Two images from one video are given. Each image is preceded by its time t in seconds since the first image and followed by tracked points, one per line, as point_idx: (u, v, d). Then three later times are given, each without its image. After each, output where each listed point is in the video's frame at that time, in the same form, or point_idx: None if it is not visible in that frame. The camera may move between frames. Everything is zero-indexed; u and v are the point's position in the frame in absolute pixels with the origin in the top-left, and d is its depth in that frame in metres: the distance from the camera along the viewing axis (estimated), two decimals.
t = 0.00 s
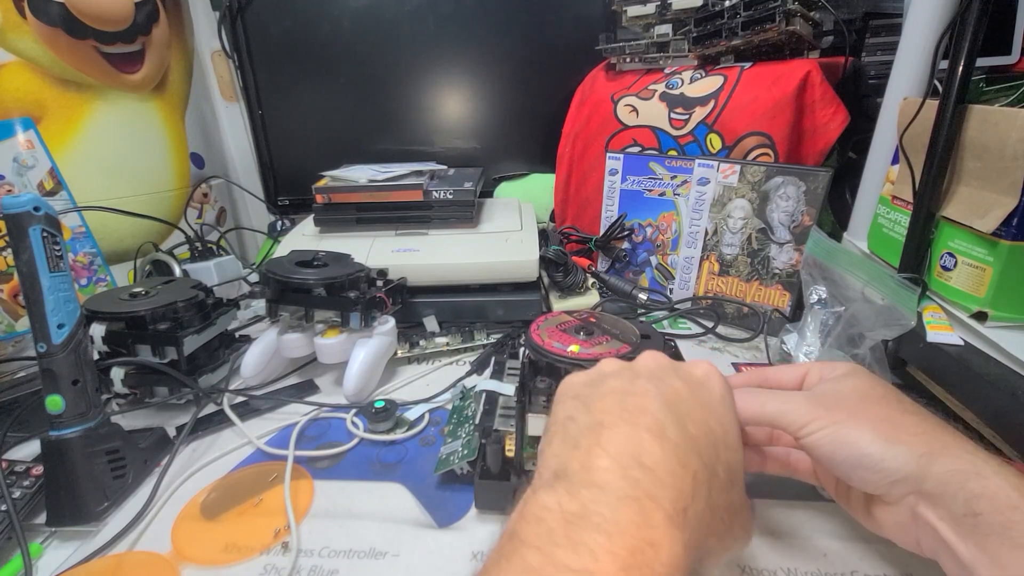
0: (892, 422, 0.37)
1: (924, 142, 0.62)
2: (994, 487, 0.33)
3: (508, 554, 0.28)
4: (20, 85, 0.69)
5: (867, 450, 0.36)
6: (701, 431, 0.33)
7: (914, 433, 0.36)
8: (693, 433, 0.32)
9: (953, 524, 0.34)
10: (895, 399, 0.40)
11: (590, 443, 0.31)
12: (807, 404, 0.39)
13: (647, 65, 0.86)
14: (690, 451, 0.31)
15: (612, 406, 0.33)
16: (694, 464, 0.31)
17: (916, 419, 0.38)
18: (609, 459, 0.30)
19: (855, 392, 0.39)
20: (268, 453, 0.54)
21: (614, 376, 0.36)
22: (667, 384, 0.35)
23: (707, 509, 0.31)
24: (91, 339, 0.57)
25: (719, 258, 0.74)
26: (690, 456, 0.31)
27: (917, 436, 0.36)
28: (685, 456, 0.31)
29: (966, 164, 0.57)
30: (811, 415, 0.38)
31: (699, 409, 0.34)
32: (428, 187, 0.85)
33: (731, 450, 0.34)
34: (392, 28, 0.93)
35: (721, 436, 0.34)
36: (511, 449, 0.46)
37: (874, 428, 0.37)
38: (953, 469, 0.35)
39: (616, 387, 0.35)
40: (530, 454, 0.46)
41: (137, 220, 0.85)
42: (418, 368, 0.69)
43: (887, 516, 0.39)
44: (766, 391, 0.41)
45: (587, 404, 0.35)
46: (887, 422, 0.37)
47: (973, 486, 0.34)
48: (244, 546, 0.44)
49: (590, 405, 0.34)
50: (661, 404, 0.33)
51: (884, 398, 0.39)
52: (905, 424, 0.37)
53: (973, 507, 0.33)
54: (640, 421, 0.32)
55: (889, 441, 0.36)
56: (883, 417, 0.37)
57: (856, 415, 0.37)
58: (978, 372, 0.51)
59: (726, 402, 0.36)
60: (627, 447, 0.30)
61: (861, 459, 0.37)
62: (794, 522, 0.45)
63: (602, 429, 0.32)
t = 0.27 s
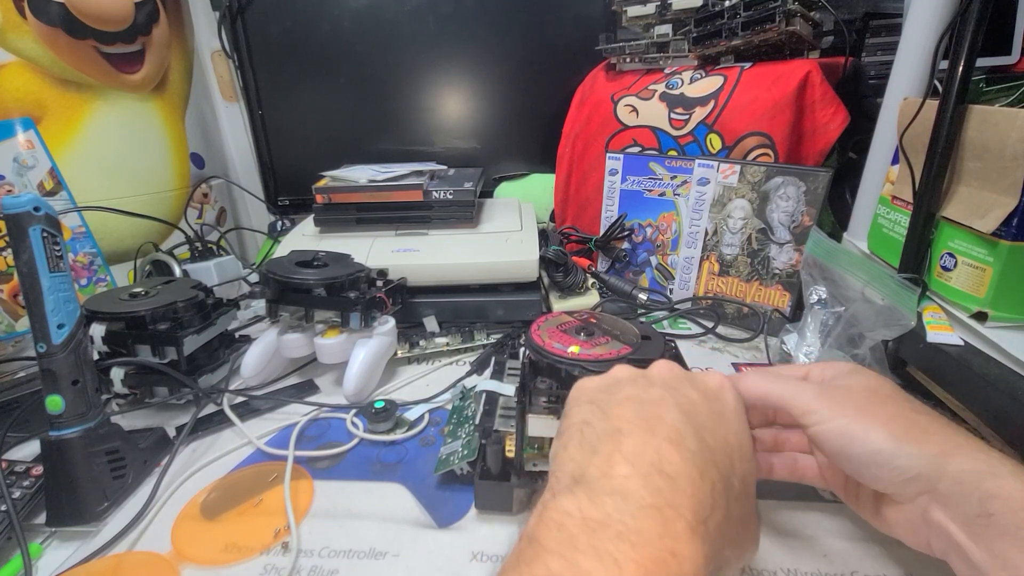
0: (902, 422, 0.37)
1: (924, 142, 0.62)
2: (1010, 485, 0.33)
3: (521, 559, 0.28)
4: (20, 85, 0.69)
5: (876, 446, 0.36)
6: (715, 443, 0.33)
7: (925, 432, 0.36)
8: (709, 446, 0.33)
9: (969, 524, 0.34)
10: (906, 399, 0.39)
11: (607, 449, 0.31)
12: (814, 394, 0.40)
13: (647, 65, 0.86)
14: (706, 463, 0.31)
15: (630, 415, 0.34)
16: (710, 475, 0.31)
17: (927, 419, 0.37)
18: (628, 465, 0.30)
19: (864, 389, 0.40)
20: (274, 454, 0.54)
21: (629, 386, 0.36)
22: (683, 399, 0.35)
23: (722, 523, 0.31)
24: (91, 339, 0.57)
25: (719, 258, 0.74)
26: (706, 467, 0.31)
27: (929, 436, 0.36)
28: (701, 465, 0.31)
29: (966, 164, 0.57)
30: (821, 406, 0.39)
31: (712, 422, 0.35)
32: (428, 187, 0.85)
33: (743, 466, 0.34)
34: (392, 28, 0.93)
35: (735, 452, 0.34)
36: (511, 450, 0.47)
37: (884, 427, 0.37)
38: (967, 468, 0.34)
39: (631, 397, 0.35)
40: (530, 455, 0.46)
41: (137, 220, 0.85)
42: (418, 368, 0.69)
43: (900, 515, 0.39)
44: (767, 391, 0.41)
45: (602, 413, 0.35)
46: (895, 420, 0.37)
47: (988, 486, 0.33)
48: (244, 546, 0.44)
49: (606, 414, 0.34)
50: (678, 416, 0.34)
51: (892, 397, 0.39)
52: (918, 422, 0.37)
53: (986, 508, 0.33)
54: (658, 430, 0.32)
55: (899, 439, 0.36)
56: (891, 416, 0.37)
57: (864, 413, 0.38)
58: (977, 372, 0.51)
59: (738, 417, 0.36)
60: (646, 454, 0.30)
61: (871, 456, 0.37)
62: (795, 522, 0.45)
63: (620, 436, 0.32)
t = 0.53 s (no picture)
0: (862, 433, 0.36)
1: (924, 142, 0.62)
2: (954, 502, 0.33)
3: (509, 554, 0.28)
4: (20, 85, 0.69)
5: (851, 452, 0.35)
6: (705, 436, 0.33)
7: (880, 444, 0.35)
8: (698, 438, 0.32)
9: (916, 535, 0.35)
10: (874, 405, 0.38)
11: (597, 442, 0.32)
12: (778, 400, 0.39)
13: (647, 65, 0.86)
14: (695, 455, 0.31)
15: (624, 409, 0.33)
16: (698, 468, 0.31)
17: (891, 428, 0.37)
18: (616, 458, 0.30)
19: (837, 395, 0.38)
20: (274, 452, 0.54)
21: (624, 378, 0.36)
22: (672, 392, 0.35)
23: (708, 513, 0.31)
24: (91, 339, 0.57)
25: (719, 258, 0.74)
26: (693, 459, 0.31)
27: (885, 447, 0.35)
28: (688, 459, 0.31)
29: (966, 164, 0.57)
30: (782, 413, 0.38)
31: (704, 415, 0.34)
32: (428, 187, 0.85)
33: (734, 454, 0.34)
34: (392, 28, 0.93)
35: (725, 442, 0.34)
36: (511, 450, 0.47)
37: (840, 438, 0.36)
38: (915, 483, 0.34)
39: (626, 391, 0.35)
40: (530, 455, 0.46)
41: (137, 220, 0.85)
42: (418, 368, 0.69)
43: (872, 520, 0.39)
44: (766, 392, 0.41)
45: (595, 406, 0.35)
46: (854, 430, 0.36)
47: (933, 504, 0.33)
48: (244, 546, 0.44)
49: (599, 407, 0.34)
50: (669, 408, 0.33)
51: (855, 405, 0.38)
52: (877, 433, 0.36)
53: (933, 524, 0.33)
54: (648, 422, 0.32)
55: (853, 451, 0.35)
56: (848, 425, 0.36)
57: (822, 423, 0.37)
58: (978, 372, 0.52)
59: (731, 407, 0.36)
60: (635, 448, 0.30)
61: (825, 468, 0.36)
62: (794, 522, 0.45)
63: (611, 430, 0.32)
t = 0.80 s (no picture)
0: (844, 439, 0.35)
1: (924, 142, 0.62)
2: (935, 507, 0.32)
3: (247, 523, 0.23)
4: (20, 85, 0.69)
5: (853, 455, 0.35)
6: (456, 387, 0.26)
7: (861, 451, 0.34)
8: (431, 370, 0.25)
9: (895, 540, 0.34)
10: (858, 412, 0.37)
11: (400, 371, 0.25)
12: (765, 406, 0.39)
13: (647, 65, 0.86)
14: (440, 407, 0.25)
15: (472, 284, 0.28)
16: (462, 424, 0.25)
17: (872, 434, 0.36)
18: (411, 402, 0.24)
19: (823, 401, 0.38)
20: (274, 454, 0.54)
21: (504, 199, 0.31)
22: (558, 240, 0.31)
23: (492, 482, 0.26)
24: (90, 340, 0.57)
25: (719, 258, 0.74)
26: (422, 415, 0.24)
27: (865, 454, 0.34)
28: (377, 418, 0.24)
29: (966, 164, 0.57)
30: (770, 420, 0.38)
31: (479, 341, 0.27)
32: (428, 188, 0.85)
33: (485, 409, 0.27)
34: (392, 29, 0.93)
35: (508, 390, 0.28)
36: (511, 450, 0.47)
37: (823, 445, 0.35)
38: (896, 489, 0.33)
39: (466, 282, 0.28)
40: (530, 455, 0.48)
41: (137, 220, 0.85)
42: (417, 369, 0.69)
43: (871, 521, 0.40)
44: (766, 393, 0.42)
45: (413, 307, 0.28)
46: (836, 437, 0.35)
47: (911, 510, 0.33)
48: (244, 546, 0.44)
49: (427, 306, 0.27)
50: (468, 330, 0.27)
51: (837, 412, 0.37)
52: (858, 439, 0.35)
53: (909, 530, 0.33)
54: (424, 358, 0.26)
55: (833, 458, 0.35)
56: (833, 433, 0.35)
57: (810, 431, 0.36)
58: (977, 373, 0.52)
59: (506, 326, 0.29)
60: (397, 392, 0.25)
61: (810, 473, 0.36)
62: (793, 523, 0.45)
63: (391, 358, 0.26)
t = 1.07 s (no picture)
0: (835, 443, 0.35)
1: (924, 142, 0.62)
2: (927, 511, 0.33)
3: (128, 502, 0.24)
4: (20, 85, 0.69)
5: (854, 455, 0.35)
6: (392, 383, 0.29)
7: (853, 454, 0.35)
8: (379, 377, 0.29)
9: (889, 543, 0.34)
10: (849, 414, 0.37)
11: (332, 349, 0.30)
12: (758, 408, 0.39)
13: (647, 65, 0.86)
14: (366, 392, 0.28)
15: (421, 268, 0.39)
16: (383, 417, 0.28)
17: (864, 437, 0.35)
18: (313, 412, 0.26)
19: (816, 404, 0.38)
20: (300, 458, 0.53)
21: (476, 224, 0.50)
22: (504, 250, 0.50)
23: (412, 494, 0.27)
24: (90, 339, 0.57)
25: (719, 258, 0.74)
26: (351, 402, 0.27)
27: (856, 458, 0.34)
28: (321, 385, 0.27)
29: (966, 165, 0.57)
30: (765, 423, 0.38)
31: (413, 351, 0.31)
32: (428, 187, 0.85)
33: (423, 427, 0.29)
34: (393, 28, 0.93)
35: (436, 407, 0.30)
36: (511, 450, 0.47)
37: (816, 448, 0.35)
38: (887, 493, 0.33)
39: (414, 282, 0.36)
40: (531, 455, 0.48)
41: (137, 220, 0.85)
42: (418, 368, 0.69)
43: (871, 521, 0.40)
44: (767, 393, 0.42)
45: (355, 300, 0.35)
46: (828, 441, 0.35)
47: (904, 514, 0.33)
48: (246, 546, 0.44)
49: (367, 303, 0.34)
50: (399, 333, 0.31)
51: (829, 415, 0.37)
52: (849, 442, 0.35)
53: (903, 533, 0.33)
54: (360, 348, 0.30)
55: (827, 460, 0.35)
56: (824, 438, 0.35)
57: (803, 435, 0.36)
58: (978, 372, 0.52)
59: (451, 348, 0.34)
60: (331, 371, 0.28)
61: (802, 477, 0.36)
62: (794, 523, 0.45)
63: (329, 336, 0.30)
